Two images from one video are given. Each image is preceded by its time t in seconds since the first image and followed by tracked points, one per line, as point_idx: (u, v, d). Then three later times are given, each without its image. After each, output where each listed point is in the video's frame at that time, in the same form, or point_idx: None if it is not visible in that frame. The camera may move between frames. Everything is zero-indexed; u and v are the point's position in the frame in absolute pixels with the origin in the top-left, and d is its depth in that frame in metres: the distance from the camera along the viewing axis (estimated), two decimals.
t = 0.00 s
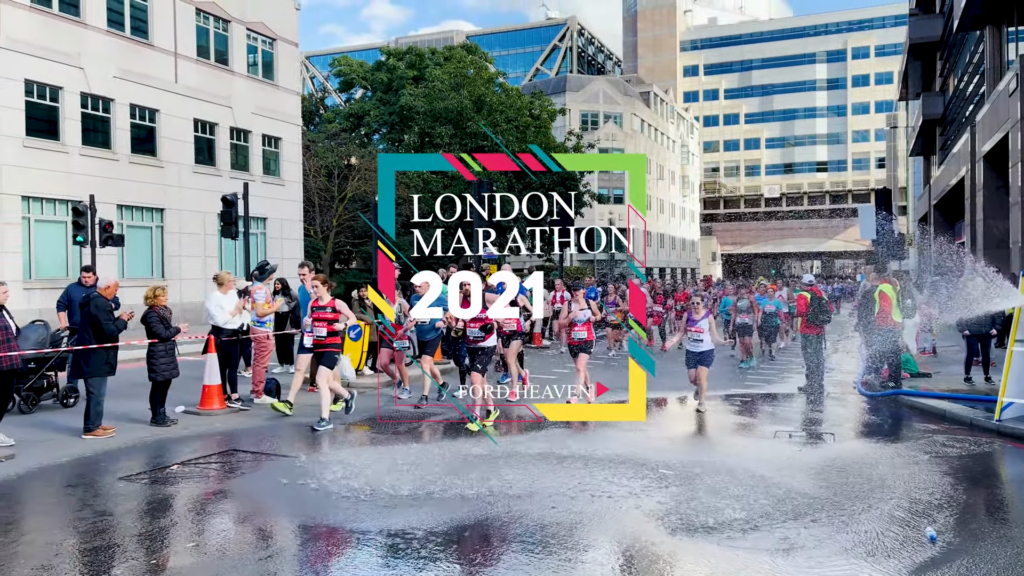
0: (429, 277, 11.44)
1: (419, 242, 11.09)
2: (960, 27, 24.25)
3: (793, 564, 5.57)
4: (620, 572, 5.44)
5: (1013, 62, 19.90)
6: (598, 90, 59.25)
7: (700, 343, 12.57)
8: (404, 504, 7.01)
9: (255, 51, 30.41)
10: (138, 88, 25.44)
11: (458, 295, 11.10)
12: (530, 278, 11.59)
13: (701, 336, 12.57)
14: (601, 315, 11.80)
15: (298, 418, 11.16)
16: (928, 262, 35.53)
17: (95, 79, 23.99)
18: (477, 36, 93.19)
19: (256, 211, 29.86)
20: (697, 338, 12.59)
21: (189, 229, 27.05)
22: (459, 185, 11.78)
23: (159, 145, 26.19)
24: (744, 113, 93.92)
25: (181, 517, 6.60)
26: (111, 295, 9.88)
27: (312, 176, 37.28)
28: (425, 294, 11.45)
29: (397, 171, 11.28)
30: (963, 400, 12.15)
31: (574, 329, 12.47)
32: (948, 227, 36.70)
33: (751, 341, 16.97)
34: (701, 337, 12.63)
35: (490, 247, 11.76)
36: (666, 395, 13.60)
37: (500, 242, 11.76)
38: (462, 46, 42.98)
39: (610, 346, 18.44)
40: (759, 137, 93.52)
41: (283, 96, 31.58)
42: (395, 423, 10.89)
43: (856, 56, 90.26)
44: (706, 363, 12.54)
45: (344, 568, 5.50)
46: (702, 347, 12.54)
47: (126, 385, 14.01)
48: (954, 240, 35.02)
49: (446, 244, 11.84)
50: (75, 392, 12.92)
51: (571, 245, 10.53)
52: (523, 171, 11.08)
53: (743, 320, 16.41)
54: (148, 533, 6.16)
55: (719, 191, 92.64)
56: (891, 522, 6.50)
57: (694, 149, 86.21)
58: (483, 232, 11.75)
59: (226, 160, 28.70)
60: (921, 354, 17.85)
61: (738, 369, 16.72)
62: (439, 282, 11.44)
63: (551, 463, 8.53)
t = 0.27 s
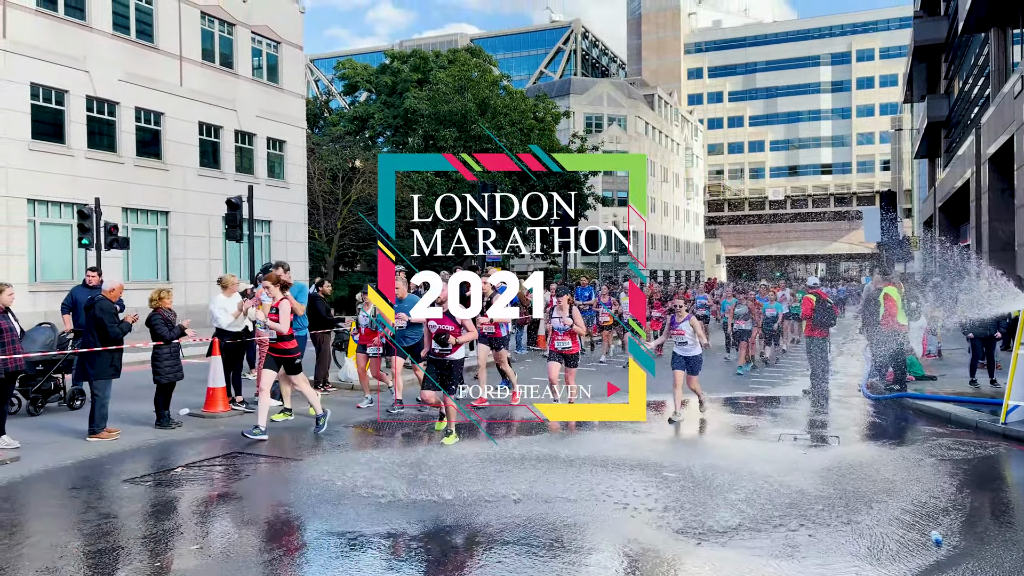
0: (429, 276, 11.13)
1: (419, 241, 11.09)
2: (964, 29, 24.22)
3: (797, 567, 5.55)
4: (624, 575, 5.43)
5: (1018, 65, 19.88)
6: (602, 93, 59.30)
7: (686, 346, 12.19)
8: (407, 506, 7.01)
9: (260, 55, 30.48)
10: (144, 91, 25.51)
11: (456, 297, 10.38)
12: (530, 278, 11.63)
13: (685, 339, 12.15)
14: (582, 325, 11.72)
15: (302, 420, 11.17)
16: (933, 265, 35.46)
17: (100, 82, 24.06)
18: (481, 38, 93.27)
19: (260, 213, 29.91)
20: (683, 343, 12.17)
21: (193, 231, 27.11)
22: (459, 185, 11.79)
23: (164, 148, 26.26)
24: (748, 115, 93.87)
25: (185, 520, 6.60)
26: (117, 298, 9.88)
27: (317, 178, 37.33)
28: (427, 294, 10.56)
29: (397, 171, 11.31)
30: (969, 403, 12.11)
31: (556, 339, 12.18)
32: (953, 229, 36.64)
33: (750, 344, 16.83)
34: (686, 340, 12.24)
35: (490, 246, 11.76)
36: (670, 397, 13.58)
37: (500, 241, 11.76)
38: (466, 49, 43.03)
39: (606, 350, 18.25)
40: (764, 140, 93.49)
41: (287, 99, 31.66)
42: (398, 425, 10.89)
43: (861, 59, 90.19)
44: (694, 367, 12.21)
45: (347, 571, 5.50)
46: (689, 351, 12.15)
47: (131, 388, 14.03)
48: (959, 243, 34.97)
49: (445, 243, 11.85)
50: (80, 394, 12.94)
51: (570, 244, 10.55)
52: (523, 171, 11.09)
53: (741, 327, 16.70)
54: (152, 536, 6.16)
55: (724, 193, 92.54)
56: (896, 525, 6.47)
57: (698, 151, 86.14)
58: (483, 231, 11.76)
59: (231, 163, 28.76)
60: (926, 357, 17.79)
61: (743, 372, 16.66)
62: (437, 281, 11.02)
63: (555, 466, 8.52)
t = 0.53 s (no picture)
0: (429, 278, 11.19)
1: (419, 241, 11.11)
2: (967, 32, 24.20)
3: (800, 571, 5.54)
4: None
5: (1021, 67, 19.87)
6: (604, 95, 59.32)
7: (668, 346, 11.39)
8: (409, 509, 7.00)
9: (263, 58, 30.52)
10: (147, 94, 25.56)
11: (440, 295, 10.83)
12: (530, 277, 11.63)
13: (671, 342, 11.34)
14: (561, 332, 10.81)
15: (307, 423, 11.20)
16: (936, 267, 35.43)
17: (103, 85, 24.11)
18: (483, 41, 93.28)
19: (263, 216, 29.94)
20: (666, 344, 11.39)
21: (196, 234, 27.14)
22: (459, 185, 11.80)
23: (167, 151, 26.31)
24: (750, 118, 93.87)
25: (188, 523, 6.60)
26: (119, 301, 9.92)
27: (319, 181, 37.34)
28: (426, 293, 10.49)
29: (397, 171, 11.34)
30: (971, 406, 12.08)
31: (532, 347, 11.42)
32: (956, 232, 36.61)
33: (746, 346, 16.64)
34: (674, 344, 11.45)
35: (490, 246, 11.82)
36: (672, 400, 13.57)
37: (501, 241, 11.80)
38: (469, 51, 43.06)
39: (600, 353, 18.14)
40: (766, 143, 93.53)
41: (290, 101, 31.71)
42: (400, 428, 10.93)
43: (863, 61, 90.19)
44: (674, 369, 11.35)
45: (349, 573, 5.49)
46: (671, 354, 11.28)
47: (133, 390, 14.02)
48: (962, 246, 34.94)
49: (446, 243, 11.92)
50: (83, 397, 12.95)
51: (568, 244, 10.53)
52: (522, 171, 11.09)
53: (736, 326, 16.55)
54: (155, 539, 6.16)
55: (726, 196, 92.52)
56: (899, 529, 6.46)
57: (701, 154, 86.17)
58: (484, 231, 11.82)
59: (233, 166, 28.79)
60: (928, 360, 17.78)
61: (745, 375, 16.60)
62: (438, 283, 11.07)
63: (558, 469, 8.50)
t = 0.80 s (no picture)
0: (429, 277, 11.20)
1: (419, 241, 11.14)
2: (968, 34, 24.20)
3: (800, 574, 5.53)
4: None
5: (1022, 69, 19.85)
6: (606, 98, 59.34)
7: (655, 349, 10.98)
8: (409, 512, 6.99)
9: (264, 60, 30.56)
10: (148, 97, 25.59)
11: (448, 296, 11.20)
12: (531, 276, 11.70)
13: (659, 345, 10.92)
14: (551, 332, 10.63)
15: (307, 425, 11.18)
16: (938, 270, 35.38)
17: (105, 88, 24.15)
18: (484, 45, 93.35)
19: (264, 218, 29.95)
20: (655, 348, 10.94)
21: (198, 236, 27.16)
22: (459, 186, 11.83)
23: (168, 154, 26.33)
24: (752, 120, 93.90)
25: (188, 525, 6.60)
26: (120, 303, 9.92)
27: (321, 184, 37.35)
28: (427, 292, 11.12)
29: (397, 171, 11.36)
30: (973, 409, 12.07)
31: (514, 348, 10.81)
32: (958, 235, 36.58)
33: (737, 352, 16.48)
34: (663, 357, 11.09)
35: (490, 246, 11.86)
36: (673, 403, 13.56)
37: (500, 241, 11.83)
38: (471, 54, 43.10)
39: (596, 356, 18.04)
40: (767, 145, 93.58)
41: (292, 104, 31.75)
42: (402, 430, 10.93)
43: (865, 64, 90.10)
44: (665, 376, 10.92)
45: None
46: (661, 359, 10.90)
47: (134, 392, 14.03)
48: (964, 249, 34.91)
49: (446, 244, 11.96)
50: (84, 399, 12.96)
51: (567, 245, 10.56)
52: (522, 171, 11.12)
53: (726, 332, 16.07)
54: (155, 541, 6.17)
55: (728, 199, 92.51)
56: (901, 532, 6.44)
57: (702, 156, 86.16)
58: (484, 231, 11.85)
59: (235, 168, 28.82)
60: (929, 363, 17.77)
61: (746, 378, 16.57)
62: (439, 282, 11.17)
63: (558, 471, 8.50)
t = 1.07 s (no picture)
0: (430, 277, 11.21)
1: (418, 241, 11.18)
2: (969, 37, 24.23)
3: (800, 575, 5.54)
4: None
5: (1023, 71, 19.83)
6: (606, 100, 59.36)
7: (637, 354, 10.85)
8: (411, 513, 7.01)
9: (265, 63, 30.59)
10: (150, 99, 25.62)
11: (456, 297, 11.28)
12: (532, 276, 11.69)
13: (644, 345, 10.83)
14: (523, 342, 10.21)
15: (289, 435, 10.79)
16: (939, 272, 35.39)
17: (107, 90, 24.18)
18: (484, 47, 93.30)
19: (265, 220, 29.97)
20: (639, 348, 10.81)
21: (199, 238, 27.19)
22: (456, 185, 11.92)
23: (169, 156, 26.35)
24: (752, 123, 93.92)
25: (190, 527, 6.61)
26: (121, 305, 9.98)
27: (322, 186, 37.34)
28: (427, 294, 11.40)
29: (395, 171, 11.45)
30: (974, 411, 12.08)
31: (486, 352, 10.69)
32: (958, 237, 36.60)
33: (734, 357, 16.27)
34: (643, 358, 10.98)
35: (490, 246, 11.91)
36: (674, 405, 13.55)
37: (500, 241, 11.86)
38: (471, 56, 43.14)
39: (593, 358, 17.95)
40: (768, 147, 93.63)
41: (293, 106, 31.78)
42: (403, 432, 10.94)
43: (865, 66, 90.05)
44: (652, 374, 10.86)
45: None
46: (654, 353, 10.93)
47: (136, 395, 14.04)
48: (965, 251, 34.92)
49: (446, 243, 12.00)
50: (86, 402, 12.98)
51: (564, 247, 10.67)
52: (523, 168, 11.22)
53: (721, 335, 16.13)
54: (157, 543, 6.18)
55: (728, 201, 92.50)
56: (902, 534, 6.44)
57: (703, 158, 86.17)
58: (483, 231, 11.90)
59: (236, 171, 28.85)
60: (930, 365, 17.78)
61: (746, 380, 16.56)
62: (438, 283, 11.26)
63: (559, 473, 8.52)
